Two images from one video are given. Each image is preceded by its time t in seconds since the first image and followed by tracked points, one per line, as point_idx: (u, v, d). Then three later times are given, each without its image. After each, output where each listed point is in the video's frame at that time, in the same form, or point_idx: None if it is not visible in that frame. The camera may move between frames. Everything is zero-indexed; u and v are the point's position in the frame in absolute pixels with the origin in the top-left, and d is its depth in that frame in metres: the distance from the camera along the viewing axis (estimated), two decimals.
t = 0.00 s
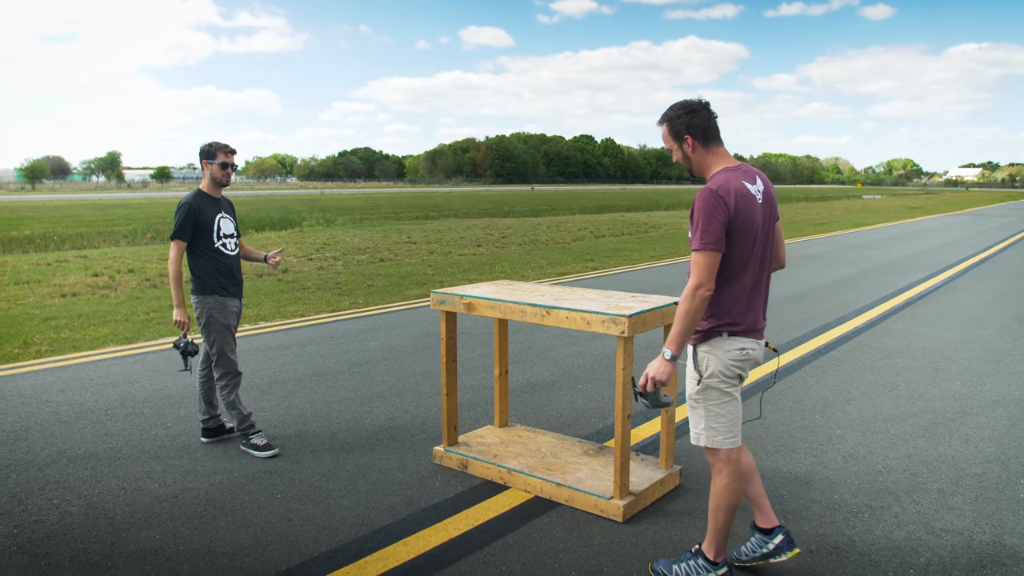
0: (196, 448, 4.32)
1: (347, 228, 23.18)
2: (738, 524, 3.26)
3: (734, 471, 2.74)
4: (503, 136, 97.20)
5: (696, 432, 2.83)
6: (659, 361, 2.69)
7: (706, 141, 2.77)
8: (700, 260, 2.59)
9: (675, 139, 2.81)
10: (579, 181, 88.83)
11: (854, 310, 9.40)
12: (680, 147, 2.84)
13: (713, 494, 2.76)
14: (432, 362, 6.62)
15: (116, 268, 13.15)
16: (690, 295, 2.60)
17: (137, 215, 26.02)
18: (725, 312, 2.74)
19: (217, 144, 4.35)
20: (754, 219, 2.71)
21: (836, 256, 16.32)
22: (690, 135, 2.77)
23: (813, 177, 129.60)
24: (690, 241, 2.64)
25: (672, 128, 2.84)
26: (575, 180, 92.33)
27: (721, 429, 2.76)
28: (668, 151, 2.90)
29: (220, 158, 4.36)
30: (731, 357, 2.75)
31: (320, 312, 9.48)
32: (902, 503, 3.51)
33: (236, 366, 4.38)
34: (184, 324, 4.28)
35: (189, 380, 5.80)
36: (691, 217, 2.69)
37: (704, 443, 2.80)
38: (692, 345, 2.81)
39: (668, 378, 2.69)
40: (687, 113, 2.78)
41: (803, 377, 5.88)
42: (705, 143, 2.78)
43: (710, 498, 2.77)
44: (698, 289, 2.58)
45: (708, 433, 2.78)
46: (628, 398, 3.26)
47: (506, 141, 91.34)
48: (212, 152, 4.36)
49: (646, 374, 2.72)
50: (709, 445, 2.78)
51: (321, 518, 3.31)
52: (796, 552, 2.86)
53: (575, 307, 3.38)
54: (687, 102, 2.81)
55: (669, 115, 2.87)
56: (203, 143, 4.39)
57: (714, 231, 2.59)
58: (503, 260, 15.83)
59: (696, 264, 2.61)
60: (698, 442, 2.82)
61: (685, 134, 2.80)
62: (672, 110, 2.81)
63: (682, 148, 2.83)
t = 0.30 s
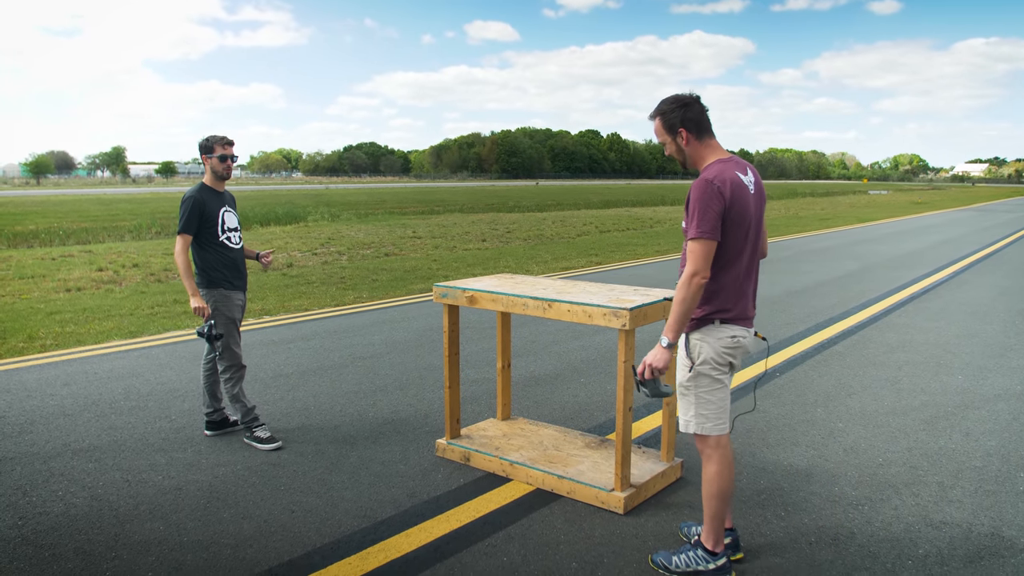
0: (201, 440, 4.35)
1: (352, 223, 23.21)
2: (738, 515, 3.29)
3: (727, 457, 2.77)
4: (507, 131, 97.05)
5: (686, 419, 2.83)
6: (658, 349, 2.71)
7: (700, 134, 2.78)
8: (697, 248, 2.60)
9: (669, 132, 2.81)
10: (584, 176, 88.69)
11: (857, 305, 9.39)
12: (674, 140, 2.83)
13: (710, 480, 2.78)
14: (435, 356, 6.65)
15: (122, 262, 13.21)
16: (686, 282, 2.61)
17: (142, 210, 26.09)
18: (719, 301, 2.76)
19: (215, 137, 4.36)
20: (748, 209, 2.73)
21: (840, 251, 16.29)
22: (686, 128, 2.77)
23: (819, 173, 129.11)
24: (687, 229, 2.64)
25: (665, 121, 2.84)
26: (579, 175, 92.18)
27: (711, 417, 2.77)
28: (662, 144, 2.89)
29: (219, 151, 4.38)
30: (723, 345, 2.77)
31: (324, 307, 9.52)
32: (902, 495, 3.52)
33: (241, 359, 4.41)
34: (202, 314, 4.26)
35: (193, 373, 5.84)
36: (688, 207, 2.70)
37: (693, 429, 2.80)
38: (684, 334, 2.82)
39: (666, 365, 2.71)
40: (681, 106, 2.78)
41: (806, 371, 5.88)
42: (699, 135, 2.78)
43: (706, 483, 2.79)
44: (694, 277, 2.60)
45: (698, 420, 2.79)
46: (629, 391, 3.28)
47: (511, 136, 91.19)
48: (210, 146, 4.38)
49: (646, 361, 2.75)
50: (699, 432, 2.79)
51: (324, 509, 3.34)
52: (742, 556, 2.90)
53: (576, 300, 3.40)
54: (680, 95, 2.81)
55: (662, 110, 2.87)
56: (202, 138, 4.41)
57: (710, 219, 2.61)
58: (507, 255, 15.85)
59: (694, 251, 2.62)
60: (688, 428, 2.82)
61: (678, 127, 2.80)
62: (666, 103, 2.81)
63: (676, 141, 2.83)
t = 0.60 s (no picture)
0: (201, 431, 4.36)
1: (351, 213, 23.16)
2: (737, 503, 3.30)
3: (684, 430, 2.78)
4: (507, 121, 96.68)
5: (663, 401, 2.82)
6: (694, 338, 2.65)
7: (701, 122, 2.77)
8: (717, 230, 2.59)
9: (670, 124, 2.78)
10: (585, 166, 88.46)
11: (857, 294, 9.38)
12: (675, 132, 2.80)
13: (683, 463, 2.77)
14: (435, 346, 6.65)
15: (121, 254, 13.20)
16: (711, 266, 2.60)
17: (141, 201, 26.04)
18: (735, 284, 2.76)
19: (213, 126, 4.35)
20: (754, 191, 2.75)
21: (841, 240, 16.28)
22: (687, 117, 2.76)
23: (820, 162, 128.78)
24: (704, 214, 2.62)
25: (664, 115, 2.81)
26: (580, 165, 91.90)
27: (694, 405, 2.76)
28: (661, 137, 2.86)
29: (218, 140, 4.36)
30: (728, 333, 2.77)
31: (324, 297, 9.52)
32: (900, 483, 3.53)
33: (242, 349, 4.41)
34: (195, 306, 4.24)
35: (193, 364, 5.85)
36: (700, 193, 2.67)
37: (669, 411, 2.79)
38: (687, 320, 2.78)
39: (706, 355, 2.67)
40: (679, 97, 2.78)
41: (805, 360, 5.89)
42: (699, 124, 2.78)
43: (678, 467, 2.78)
44: (719, 259, 2.58)
45: (678, 404, 2.77)
46: (628, 380, 3.27)
47: (511, 126, 90.85)
48: (208, 136, 4.36)
49: (686, 352, 2.68)
50: (676, 413, 2.78)
51: (324, 499, 3.35)
52: (742, 544, 2.92)
53: (576, 290, 3.39)
54: (674, 88, 2.80)
55: (657, 104, 2.84)
56: (200, 127, 4.39)
57: (727, 202, 2.60)
58: (507, 245, 15.83)
59: (715, 234, 2.60)
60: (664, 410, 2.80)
61: (679, 119, 2.78)
62: (663, 97, 2.79)
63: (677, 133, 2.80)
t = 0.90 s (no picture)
0: (195, 432, 4.33)
1: (346, 212, 23.13)
2: (735, 504, 3.29)
3: (696, 438, 2.76)
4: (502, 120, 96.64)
5: (675, 403, 2.81)
6: (715, 337, 2.65)
7: (697, 125, 2.77)
8: (723, 229, 2.59)
9: (667, 131, 2.77)
10: (579, 165, 88.54)
11: (851, 293, 9.41)
12: (673, 138, 2.78)
13: (688, 467, 2.77)
14: (431, 345, 6.64)
15: (113, 252, 13.13)
16: (720, 264, 2.59)
17: (133, 200, 25.95)
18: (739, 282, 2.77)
19: (218, 126, 4.34)
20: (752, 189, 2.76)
21: (834, 240, 16.33)
22: (684, 121, 2.74)
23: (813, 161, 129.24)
24: (709, 214, 2.61)
25: (659, 122, 2.79)
26: (574, 164, 91.91)
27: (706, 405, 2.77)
28: (658, 145, 2.83)
29: (222, 140, 4.37)
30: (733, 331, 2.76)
31: (319, 297, 9.49)
32: (896, 482, 3.54)
33: (236, 349, 4.39)
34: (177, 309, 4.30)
35: (187, 364, 5.82)
36: (702, 194, 2.67)
37: (682, 415, 2.78)
38: (694, 321, 2.76)
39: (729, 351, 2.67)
40: (672, 103, 2.77)
41: (800, 359, 5.90)
42: (695, 127, 2.77)
43: (683, 471, 2.78)
44: (726, 258, 2.58)
45: (690, 406, 2.77)
46: (626, 381, 3.27)
47: (505, 125, 90.85)
48: (212, 134, 4.34)
49: (709, 353, 2.67)
50: (689, 417, 2.77)
51: (321, 501, 3.33)
52: (740, 545, 2.91)
53: (574, 290, 3.38)
54: (666, 95, 2.79)
55: (651, 111, 2.82)
56: (202, 125, 4.37)
57: (731, 200, 2.61)
58: (501, 244, 15.82)
59: (722, 234, 2.60)
60: (676, 413, 2.80)
61: (675, 124, 2.76)
62: (657, 103, 2.77)
63: (674, 139, 2.78)
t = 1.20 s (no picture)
0: (199, 439, 4.31)
1: (343, 218, 23.08)
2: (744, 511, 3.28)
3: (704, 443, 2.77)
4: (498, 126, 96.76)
5: (683, 411, 2.82)
6: (699, 344, 2.67)
7: (704, 135, 2.76)
8: (728, 240, 2.58)
9: (674, 142, 2.76)
10: (575, 171, 88.68)
11: (851, 298, 9.42)
12: (680, 150, 2.77)
13: (699, 474, 2.76)
14: (433, 351, 6.62)
15: (111, 258, 13.09)
16: (721, 274, 2.58)
17: (130, 206, 25.86)
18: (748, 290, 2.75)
19: (214, 132, 4.31)
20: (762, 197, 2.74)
21: (832, 244, 16.36)
22: (691, 132, 2.73)
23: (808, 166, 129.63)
24: (716, 225, 2.61)
25: (665, 133, 2.78)
26: (570, 169, 92.05)
27: (715, 413, 2.77)
28: (665, 157, 2.82)
29: (220, 145, 4.33)
30: (742, 339, 2.77)
31: (318, 303, 9.47)
32: (905, 489, 3.53)
33: (237, 356, 4.35)
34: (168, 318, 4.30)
35: (189, 371, 5.79)
36: (710, 205, 2.66)
37: (691, 422, 2.79)
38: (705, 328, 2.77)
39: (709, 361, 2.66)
40: (679, 114, 2.75)
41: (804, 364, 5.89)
42: (703, 137, 2.76)
43: (693, 477, 2.76)
44: (728, 267, 2.57)
45: (699, 412, 2.78)
46: (634, 387, 3.25)
47: (501, 131, 90.97)
48: (209, 140, 4.32)
49: (690, 357, 2.70)
50: (697, 424, 2.78)
51: (328, 508, 3.31)
52: (751, 553, 2.89)
53: (581, 296, 3.37)
54: (672, 105, 2.78)
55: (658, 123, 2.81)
56: (198, 132, 4.34)
57: (738, 211, 2.60)
58: (500, 250, 15.80)
59: (727, 244, 2.59)
60: (684, 420, 2.81)
61: (682, 136, 2.75)
62: (664, 115, 2.76)
63: (681, 150, 2.77)
